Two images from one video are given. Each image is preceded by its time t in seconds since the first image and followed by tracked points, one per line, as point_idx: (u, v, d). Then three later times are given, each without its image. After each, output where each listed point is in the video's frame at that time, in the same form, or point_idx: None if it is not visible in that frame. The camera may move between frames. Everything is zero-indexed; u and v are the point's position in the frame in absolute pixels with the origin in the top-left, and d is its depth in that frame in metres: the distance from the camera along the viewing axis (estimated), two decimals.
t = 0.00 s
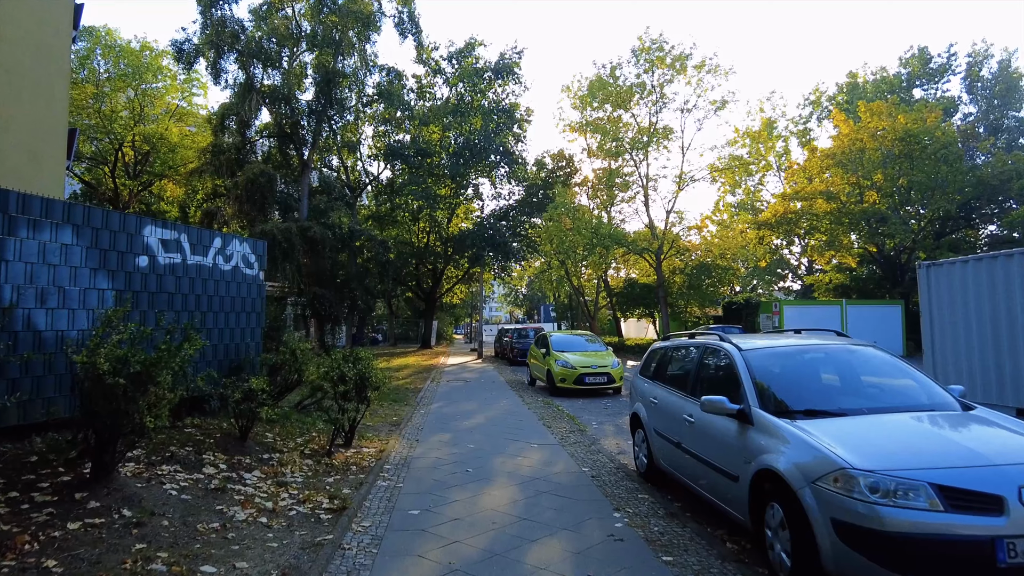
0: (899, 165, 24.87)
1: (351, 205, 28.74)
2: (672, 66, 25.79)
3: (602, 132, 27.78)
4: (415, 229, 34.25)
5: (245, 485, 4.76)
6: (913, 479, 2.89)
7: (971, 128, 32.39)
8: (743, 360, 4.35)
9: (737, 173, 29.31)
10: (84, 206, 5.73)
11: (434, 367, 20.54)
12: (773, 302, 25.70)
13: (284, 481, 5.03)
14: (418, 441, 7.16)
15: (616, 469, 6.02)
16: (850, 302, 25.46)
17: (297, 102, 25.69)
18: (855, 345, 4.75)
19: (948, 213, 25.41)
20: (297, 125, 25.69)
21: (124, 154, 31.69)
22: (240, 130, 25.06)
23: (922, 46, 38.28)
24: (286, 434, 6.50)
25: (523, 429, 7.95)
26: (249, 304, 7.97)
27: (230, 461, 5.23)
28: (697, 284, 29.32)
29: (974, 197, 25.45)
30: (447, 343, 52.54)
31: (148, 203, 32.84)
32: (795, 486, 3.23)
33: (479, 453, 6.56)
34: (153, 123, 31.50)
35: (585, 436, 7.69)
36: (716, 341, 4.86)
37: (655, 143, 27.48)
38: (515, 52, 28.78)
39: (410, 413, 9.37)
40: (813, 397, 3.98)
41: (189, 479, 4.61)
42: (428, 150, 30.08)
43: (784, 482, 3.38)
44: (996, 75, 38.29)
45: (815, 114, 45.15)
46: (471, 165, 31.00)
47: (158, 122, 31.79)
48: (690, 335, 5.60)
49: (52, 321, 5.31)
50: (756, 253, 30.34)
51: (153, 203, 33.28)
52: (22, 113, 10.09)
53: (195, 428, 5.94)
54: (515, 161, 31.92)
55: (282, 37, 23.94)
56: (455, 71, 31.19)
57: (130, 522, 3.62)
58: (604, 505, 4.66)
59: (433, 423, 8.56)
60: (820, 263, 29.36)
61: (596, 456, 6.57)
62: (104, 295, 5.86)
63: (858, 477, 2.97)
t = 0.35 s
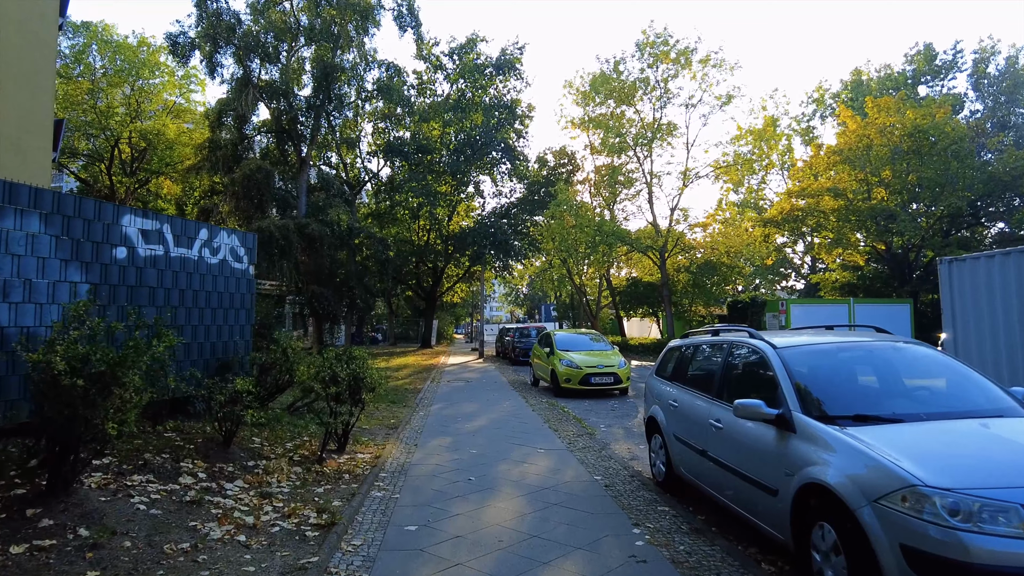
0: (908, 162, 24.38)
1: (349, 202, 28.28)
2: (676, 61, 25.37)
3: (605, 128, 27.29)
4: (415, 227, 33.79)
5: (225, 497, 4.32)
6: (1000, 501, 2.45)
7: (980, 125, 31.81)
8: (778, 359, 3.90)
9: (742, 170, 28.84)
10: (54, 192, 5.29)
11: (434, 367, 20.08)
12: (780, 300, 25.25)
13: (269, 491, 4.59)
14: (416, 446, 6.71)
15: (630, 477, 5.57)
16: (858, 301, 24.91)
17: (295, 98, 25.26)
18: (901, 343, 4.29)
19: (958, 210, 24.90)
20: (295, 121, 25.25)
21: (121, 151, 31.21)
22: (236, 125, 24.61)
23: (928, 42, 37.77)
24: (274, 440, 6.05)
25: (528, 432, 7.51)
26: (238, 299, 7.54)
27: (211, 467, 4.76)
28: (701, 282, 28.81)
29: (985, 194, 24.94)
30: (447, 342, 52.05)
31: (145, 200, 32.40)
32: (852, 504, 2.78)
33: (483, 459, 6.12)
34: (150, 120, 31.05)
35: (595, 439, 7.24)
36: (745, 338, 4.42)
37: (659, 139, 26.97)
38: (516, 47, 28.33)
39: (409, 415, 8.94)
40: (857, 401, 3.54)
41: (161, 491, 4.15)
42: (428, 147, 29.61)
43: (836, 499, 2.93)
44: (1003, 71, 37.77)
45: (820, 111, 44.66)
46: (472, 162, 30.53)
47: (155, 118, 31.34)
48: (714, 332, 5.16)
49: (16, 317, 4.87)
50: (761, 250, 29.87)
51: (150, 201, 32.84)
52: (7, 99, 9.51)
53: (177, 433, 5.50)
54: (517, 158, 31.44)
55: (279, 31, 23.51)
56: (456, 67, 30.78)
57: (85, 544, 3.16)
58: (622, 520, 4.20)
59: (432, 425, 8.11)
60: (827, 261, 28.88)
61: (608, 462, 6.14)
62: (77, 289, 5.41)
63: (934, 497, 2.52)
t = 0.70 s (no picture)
0: (915, 159, 23.97)
1: (346, 200, 27.83)
2: (679, 57, 25.01)
3: (606, 125, 26.85)
4: (414, 226, 33.33)
5: (192, 517, 3.86)
6: None
7: (987, 123, 31.32)
8: (810, 363, 3.47)
9: (745, 168, 28.38)
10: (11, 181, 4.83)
11: (430, 368, 19.60)
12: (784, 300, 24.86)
13: (243, 510, 4.14)
14: (409, 455, 6.26)
15: (641, 491, 5.12)
16: (863, 300, 24.46)
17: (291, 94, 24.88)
18: (948, 343, 3.83)
19: (964, 209, 24.47)
20: (291, 118, 24.87)
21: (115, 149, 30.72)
22: (231, 122, 24.17)
23: (932, 39, 37.32)
24: (255, 450, 5.60)
25: (529, 440, 7.07)
26: (220, 298, 7.10)
27: (180, 483, 4.31)
28: (704, 282, 28.36)
29: (992, 191, 24.48)
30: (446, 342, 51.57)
31: (140, 199, 31.95)
32: (914, 535, 2.35)
33: (481, 470, 5.66)
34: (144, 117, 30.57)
35: (600, 448, 6.79)
36: (771, 341, 3.99)
37: (662, 136, 26.53)
38: (515, 43, 27.93)
39: (403, 420, 8.49)
40: (901, 411, 3.11)
41: (117, 510, 3.68)
42: (427, 144, 29.18)
43: (891, 528, 2.51)
44: (1008, 70, 37.34)
45: (822, 110, 44.26)
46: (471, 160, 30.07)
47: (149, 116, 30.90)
48: (731, 333, 4.74)
49: None
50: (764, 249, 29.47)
51: (145, 200, 32.38)
52: None
53: (147, 443, 5.05)
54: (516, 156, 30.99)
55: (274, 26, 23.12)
56: (455, 64, 30.36)
57: None
58: (636, 546, 3.75)
59: (427, 432, 7.66)
60: (831, 260, 28.44)
61: (615, 474, 5.69)
62: (38, 286, 4.96)
63: None
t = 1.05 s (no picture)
0: (917, 156, 23.67)
1: (339, 199, 27.34)
2: (677, 53, 24.66)
3: (603, 122, 26.43)
4: (408, 226, 32.82)
5: (140, 549, 3.38)
6: None
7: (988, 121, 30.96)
8: (846, 372, 3.02)
9: (745, 166, 27.96)
10: None
11: (425, 371, 19.11)
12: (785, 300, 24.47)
13: (202, 539, 3.66)
14: (395, 469, 5.79)
15: (650, 511, 4.65)
16: (865, 300, 24.06)
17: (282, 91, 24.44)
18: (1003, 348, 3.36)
19: (967, 207, 24.10)
20: (283, 115, 24.41)
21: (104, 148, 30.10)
22: (220, 119, 23.68)
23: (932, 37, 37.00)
24: (227, 466, 5.13)
25: (526, 450, 6.61)
26: (194, 299, 6.62)
27: (134, 506, 3.84)
28: (703, 282, 27.91)
29: (996, 189, 24.08)
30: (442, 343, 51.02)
31: (130, 199, 31.38)
32: None
33: (472, 487, 5.20)
34: (133, 115, 30.00)
35: (602, 459, 6.34)
36: (795, 347, 3.55)
37: (660, 134, 26.10)
38: (511, 40, 27.50)
39: (393, 428, 8.02)
40: (962, 431, 2.66)
41: (51, 543, 3.20)
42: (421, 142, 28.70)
43: None
44: (1008, 68, 37.04)
45: (821, 110, 43.92)
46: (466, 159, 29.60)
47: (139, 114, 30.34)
48: (750, 337, 4.30)
49: None
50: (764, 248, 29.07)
51: (135, 200, 31.81)
52: None
53: (105, 459, 4.59)
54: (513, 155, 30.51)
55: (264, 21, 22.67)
56: (450, 62, 29.93)
57: None
58: None
59: (418, 442, 7.19)
60: (831, 259, 28.05)
61: (619, 490, 5.23)
62: None
63: None
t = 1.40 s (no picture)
0: (924, 152, 23.29)
1: (336, 196, 26.89)
2: (680, 48, 24.24)
3: (604, 117, 25.95)
4: (407, 223, 32.34)
5: None
6: None
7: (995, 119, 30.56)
8: (907, 372, 2.58)
9: (748, 163, 27.51)
10: None
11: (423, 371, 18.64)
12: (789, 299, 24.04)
13: (159, 562, 3.21)
14: (385, 478, 5.35)
15: (664, 526, 4.20)
16: (872, 299, 23.62)
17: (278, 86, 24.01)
18: None
19: (974, 205, 23.66)
20: (279, 110, 23.97)
21: (97, 144, 29.60)
22: (214, 113, 23.20)
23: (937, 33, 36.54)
24: (200, 475, 4.69)
25: (527, 456, 6.18)
26: (171, 293, 6.16)
27: (84, 525, 3.40)
28: (706, 280, 27.45)
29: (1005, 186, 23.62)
30: (440, 342, 50.53)
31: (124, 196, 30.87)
32: None
33: (468, 498, 4.75)
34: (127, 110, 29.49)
35: (609, 465, 5.92)
36: (838, 343, 3.10)
37: (662, 129, 25.63)
38: (511, 35, 27.04)
39: (386, 431, 7.57)
40: None
41: None
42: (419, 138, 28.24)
43: None
44: (1012, 65, 36.63)
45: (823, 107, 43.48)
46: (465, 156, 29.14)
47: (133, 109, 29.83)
48: (780, 333, 3.87)
49: None
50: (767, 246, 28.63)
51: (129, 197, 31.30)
52: None
53: (60, 469, 4.12)
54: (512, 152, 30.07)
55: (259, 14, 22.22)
56: (449, 57, 29.46)
57: None
58: None
59: (411, 447, 6.75)
60: (836, 257, 27.59)
61: (629, 501, 4.79)
62: None
63: None
